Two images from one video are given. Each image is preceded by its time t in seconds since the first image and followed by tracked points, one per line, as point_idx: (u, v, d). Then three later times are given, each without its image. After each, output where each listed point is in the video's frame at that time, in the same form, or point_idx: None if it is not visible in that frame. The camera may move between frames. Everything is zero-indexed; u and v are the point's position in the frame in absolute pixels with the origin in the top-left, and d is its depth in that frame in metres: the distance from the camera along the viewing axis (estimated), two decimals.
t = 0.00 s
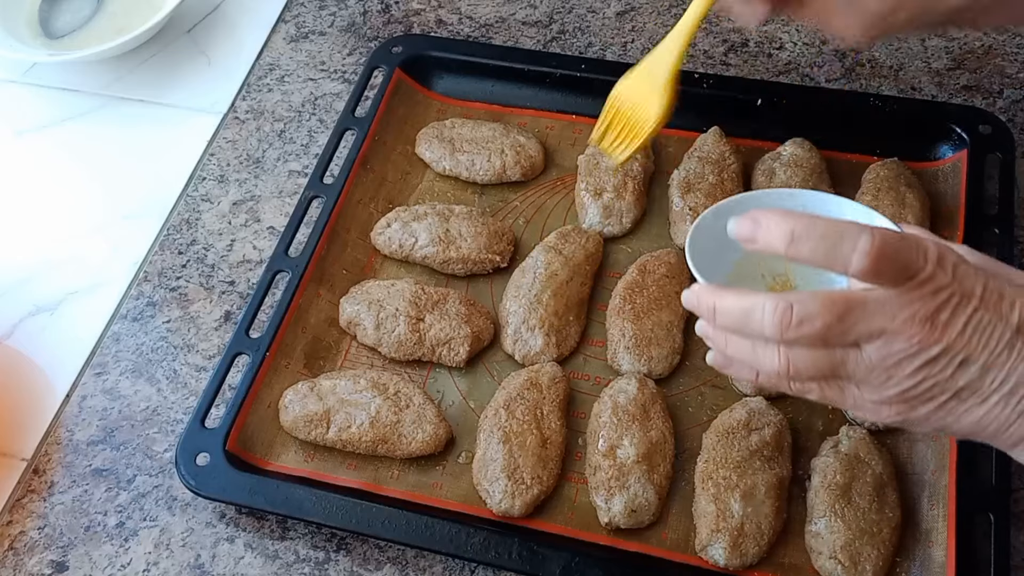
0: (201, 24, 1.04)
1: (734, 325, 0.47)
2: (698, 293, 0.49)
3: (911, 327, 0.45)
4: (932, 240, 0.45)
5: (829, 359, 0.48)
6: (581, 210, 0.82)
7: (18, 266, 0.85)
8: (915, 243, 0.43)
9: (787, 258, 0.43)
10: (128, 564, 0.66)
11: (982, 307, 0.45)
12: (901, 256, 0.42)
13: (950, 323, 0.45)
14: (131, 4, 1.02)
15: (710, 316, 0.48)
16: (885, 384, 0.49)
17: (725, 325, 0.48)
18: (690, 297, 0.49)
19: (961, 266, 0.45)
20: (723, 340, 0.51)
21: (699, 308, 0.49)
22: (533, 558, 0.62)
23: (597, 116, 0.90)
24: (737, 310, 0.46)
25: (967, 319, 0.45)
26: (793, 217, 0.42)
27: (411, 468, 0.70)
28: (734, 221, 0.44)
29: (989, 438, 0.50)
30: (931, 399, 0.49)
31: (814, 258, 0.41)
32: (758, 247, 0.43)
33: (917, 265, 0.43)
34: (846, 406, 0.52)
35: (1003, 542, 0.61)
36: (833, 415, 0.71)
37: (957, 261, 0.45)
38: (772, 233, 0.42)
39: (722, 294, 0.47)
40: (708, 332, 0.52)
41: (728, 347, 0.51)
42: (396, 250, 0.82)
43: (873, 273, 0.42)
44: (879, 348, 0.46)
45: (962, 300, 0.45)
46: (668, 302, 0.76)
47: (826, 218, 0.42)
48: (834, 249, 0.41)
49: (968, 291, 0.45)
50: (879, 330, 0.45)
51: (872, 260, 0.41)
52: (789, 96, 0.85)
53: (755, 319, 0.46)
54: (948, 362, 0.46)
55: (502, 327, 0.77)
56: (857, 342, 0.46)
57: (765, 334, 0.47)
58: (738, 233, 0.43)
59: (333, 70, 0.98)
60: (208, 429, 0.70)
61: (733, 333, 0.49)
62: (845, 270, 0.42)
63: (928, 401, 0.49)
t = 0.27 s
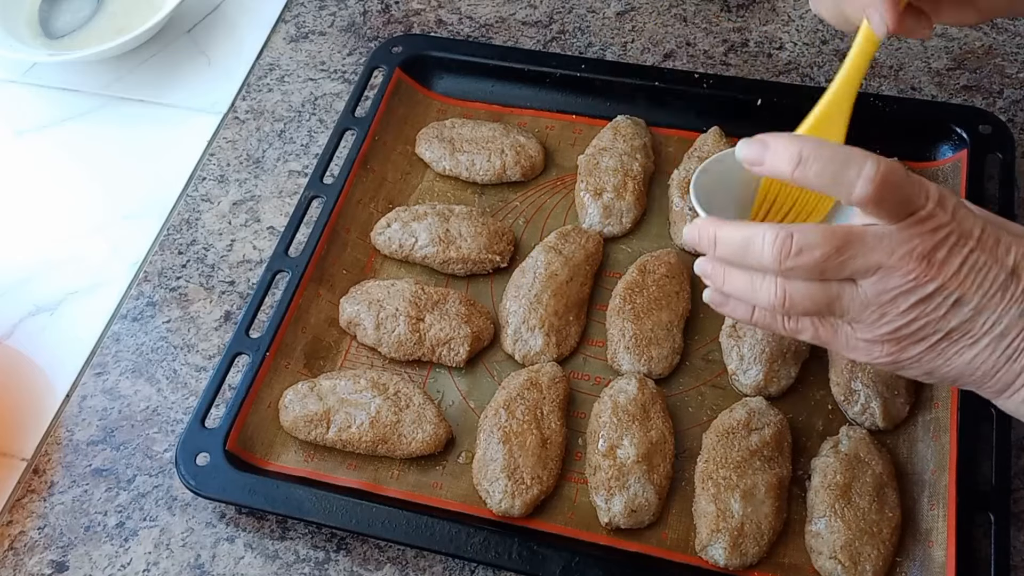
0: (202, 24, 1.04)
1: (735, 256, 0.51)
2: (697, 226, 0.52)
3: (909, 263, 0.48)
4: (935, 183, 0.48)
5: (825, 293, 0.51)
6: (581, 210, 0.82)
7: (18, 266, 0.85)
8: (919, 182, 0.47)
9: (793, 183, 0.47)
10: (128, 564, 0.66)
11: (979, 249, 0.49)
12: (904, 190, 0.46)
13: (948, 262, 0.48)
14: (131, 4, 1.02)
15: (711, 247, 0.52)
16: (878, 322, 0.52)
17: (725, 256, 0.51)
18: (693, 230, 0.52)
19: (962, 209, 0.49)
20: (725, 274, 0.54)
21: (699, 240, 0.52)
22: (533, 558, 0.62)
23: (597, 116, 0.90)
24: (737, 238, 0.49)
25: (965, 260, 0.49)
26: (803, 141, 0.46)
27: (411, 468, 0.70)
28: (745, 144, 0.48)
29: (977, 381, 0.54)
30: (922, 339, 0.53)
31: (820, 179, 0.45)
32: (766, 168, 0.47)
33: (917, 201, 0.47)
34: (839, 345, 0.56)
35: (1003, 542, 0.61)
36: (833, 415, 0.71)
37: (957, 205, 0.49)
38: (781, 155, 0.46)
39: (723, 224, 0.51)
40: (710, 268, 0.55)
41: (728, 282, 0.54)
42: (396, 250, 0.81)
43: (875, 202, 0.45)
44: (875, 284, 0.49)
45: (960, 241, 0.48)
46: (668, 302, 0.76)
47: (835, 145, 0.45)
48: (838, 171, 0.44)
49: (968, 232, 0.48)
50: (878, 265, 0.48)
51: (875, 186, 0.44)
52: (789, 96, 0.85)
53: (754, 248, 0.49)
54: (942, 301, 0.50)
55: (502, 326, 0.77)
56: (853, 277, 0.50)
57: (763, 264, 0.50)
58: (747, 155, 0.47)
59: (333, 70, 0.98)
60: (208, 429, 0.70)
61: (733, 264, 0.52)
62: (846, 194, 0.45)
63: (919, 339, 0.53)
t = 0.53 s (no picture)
0: (202, 24, 1.04)
1: (704, 254, 0.50)
2: (670, 221, 0.51)
3: (871, 257, 0.49)
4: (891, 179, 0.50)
5: (790, 286, 0.51)
6: (581, 210, 0.82)
7: (18, 267, 0.85)
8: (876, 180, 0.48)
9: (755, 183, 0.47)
10: (128, 564, 0.66)
11: (936, 241, 0.51)
12: (860, 186, 0.47)
13: (907, 253, 0.50)
14: (131, 4, 1.02)
15: (682, 245, 0.50)
16: (842, 314, 0.53)
17: (696, 253, 0.50)
18: (666, 228, 0.51)
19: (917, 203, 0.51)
20: (695, 271, 0.54)
21: (671, 237, 0.51)
22: (533, 558, 0.62)
23: (597, 116, 0.90)
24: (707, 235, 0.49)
25: (923, 251, 0.51)
26: (764, 141, 0.46)
27: (411, 468, 0.70)
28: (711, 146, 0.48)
29: (941, 368, 0.57)
30: (885, 328, 0.55)
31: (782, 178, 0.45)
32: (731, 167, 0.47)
33: (876, 197, 0.48)
34: (806, 335, 0.58)
35: (1003, 542, 0.61)
36: (833, 415, 0.71)
37: (915, 199, 0.51)
38: (744, 155, 0.46)
39: (694, 221, 0.49)
40: (683, 263, 0.54)
41: (699, 278, 0.54)
42: (396, 250, 0.81)
43: (833, 198, 0.46)
44: (839, 277, 0.50)
45: (919, 234, 0.50)
46: (668, 302, 0.76)
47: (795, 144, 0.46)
48: (800, 169, 0.45)
49: (925, 226, 0.51)
50: (841, 259, 0.49)
51: (833, 184, 0.45)
52: (789, 96, 0.85)
53: (723, 245, 0.49)
54: (903, 292, 0.52)
55: (502, 326, 0.77)
56: (817, 271, 0.50)
57: (732, 261, 0.49)
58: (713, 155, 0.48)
59: (333, 70, 0.98)
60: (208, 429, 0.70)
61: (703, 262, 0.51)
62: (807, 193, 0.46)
63: (881, 329, 0.55)
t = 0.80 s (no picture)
0: (202, 24, 1.04)
1: (711, 274, 0.50)
2: (675, 242, 0.50)
3: (880, 271, 0.48)
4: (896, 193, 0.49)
5: (801, 304, 0.50)
6: (581, 210, 0.82)
7: (19, 267, 0.85)
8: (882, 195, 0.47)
9: (759, 202, 0.47)
10: (128, 564, 0.66)
11: (945, 254, 0.49)
12: (869, 200, 0.46)
13: (915, 268, 0.48)
14: (131, 4, 1.02)
15: (687, 264, 0.50)
16: (854, 330, 0.52)
17: (702, 273, 0.50)
18: (670, 248, 0.51)
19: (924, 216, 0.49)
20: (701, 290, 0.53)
21: (676, 257, 0.51)
22: (533, 558, 0.62)
23: (597, 116, 0.90)
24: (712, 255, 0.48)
25: (932, 265, 0.49)
26: (767, 160, 0.46)
27: (411, 468, 0.70)
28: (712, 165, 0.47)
29: (954, 383, 0.54)
30: (897, 343, 0.52)
31: (787, 197, 0.45)
32: (734, 187, 0.46)
33: (883, 213, 0.47)
34: (817, 353, 0.56)
35: (1003, 542, 0.61)
36: (833, 415, 0.71)
37: (921, 213, 0.49)
38: (747, 175, 0.46)
39: (699, 241, 0.49)
40: (689, 284, 0.53)
41: (706, 298, 0.53)
42: (396, 250, 0.81)
43: (840, 214, 0.45)
44: (849, 293, 0.49)
45: (926, 247, 0.49)
46: (669, 302, 0.76)
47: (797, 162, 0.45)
48: (805, 186, 0.44)
49: (932, 239, 0.49)
50: (850, 274, 0.48)
51: (840, 200, 0.45)
52: (789, 96, 0.85)
53: (729, 265, 0.48)
54: (913, 307, 0.50)
55: (502, 326, 0.77)
56: (828, 288, 0.49)
57: (739, 279, 0.49)
58: (714, 176, 0.47)
59: (333, 71, 0.98)
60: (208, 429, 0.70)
61: (710, 281, 0.50)
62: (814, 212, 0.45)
63: (894, 345, 0.52)
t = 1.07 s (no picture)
0: (202, 24, 1.04)
1: (748, 292, 0.50)
2: (711, 260, 0.51)
3: (924, 290, 0.47)
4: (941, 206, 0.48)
5: (842, 323, 0.50)
6: (581, 210, 0.82)
7: (18, 266, 0.85)
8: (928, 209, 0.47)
9: (801, 222, 0.46)
10: (128, 564, 0.66)
11: (993, 271, 0.48)
12: (914, 218, 0.45)
13: (962, 286, 0.48)
14: (131, 4, 1.02)
15: (723, 283, 0.51)
16: (897, 349, 0.52)
17: (738, 292, 0.50)
18: (705, 266, 0.51)
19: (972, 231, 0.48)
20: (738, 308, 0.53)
21: (712, 275, 0.51)
22: (533, 558, 0.62)
23: (597, 116, 0.90)
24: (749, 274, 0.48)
25: (978, 283, 0.48)
26: (809, 180, 0.45)
27: (411, 468, 0.70)
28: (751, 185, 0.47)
29: (999, 400, 0.54)
30: (940, 361, 0.52)
31: (831, 219, 0.44)
32: (775, 209, 0.46)
33: (929, 229, 0.46)
34: (859, 370, 0.56)
35: (1003, 542, 0.61)
36: (833, 415, 0.71)
37: (968, 227, 0.48)
38: (788, 196, 0.45)
39: (736, 260, 0.50)
40: (723, 301, 0.54)
41: (743, 315, 0.53)
42: (396, 250, 0.81)
43: (885, 234, 0.45)
44: (892, 312, 0.49)
45: (973, 265, 0.48)
46: (669, 302, 0.76)
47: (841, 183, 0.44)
48: (850, 209, 0.44)
49: (980, 255, 0.48)
50: (893, 294, 0.47)
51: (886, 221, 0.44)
52: (789, 96, 0.85)
53: (768, 284, 0.48)
54: (959, 326, 0.49)
55: (502, 326, 0.77)
56: (870, 306, 0.49)
57: (778, 299, 0.49)
58: (754, 197, 0.46)
59: (333, 71, 0.98)
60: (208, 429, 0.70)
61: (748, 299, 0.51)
62: (859, 232, 0.44)
63: (938, 362, 0.52)
